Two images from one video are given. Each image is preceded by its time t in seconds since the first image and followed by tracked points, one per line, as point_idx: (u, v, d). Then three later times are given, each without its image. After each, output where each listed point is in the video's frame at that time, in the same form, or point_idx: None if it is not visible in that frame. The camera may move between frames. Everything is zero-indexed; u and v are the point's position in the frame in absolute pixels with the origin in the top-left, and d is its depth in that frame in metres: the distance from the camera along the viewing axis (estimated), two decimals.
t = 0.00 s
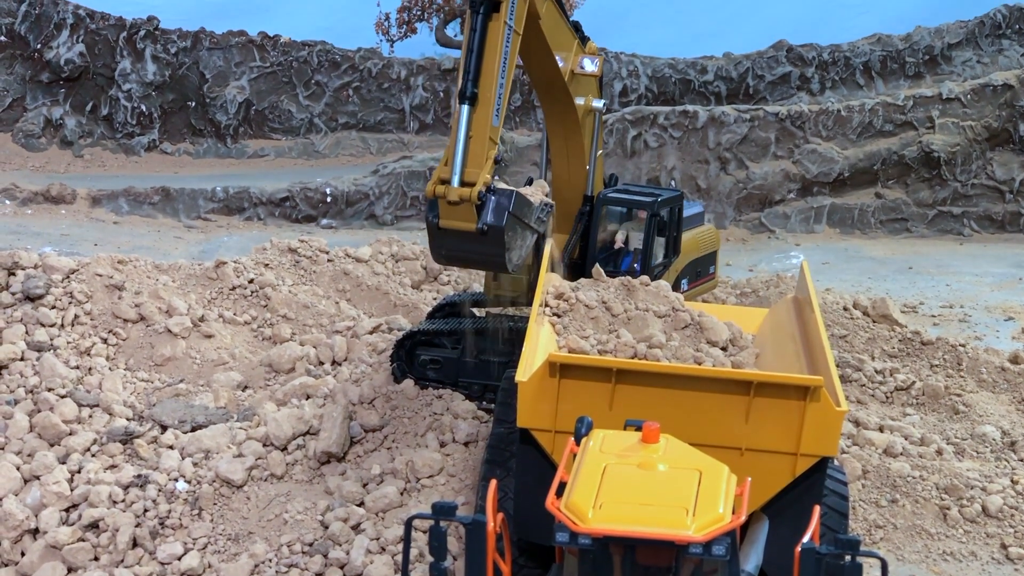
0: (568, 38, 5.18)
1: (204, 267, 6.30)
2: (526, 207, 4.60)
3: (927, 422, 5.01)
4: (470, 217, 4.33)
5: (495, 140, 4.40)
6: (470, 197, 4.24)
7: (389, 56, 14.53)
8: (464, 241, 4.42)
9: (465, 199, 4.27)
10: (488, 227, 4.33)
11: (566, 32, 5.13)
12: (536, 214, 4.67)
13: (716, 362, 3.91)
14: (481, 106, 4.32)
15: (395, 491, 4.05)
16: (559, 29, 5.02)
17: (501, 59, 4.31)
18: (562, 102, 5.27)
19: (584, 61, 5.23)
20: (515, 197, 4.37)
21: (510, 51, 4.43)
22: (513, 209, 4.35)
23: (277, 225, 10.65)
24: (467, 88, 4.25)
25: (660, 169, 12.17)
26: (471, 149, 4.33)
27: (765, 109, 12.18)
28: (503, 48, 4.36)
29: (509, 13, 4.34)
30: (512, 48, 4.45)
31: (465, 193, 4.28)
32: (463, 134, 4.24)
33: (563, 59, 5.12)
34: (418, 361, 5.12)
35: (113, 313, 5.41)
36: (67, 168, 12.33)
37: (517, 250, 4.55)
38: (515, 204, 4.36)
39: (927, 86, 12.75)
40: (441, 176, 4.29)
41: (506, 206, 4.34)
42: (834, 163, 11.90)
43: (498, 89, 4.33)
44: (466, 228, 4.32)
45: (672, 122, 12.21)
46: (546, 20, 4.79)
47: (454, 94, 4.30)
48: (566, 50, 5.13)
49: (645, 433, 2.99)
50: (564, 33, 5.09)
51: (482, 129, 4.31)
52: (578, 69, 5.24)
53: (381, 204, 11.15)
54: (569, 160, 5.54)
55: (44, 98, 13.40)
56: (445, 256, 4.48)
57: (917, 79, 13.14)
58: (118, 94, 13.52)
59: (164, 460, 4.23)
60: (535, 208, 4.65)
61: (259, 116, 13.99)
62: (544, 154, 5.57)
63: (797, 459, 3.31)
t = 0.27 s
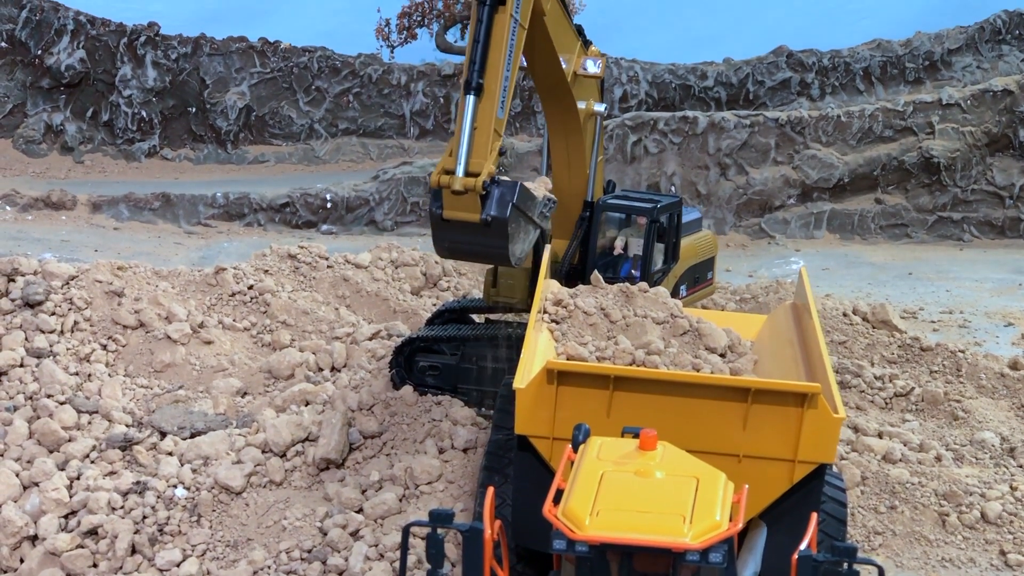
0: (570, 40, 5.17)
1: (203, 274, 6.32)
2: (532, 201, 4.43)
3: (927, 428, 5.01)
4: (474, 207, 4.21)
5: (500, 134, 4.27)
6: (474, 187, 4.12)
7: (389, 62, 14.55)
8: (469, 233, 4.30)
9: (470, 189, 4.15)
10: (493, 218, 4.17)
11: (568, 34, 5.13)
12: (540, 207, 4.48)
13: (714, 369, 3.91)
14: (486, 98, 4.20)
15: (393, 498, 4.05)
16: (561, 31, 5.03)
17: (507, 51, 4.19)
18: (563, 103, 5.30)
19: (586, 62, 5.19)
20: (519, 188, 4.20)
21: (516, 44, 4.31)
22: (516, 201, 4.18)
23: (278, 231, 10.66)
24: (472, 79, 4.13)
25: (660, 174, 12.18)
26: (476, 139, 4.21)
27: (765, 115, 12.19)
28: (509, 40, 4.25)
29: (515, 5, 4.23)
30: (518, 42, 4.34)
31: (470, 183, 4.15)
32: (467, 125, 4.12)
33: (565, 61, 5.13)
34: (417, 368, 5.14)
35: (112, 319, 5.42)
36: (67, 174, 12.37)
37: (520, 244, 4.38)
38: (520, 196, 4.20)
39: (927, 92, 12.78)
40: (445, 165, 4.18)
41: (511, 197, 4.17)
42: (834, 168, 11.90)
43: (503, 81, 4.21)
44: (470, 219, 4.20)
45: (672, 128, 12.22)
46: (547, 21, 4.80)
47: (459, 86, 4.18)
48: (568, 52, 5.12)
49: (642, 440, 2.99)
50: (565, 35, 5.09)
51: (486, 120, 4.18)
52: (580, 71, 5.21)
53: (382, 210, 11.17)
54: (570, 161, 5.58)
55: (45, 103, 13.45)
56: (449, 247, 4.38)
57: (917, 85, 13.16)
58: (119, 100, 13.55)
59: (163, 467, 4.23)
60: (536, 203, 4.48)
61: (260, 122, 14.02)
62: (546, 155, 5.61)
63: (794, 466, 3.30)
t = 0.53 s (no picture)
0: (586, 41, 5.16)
1: (204, 278, 6.34)
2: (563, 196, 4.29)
3: (927, 432, 5.00)
4: (513, 199, 4.02)
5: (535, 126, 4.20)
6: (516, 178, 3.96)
7: (390, 66, 14.46)
8: (504, 227, 4.09)
9: (511, 182, 3.98)
10: (534, 210, 4.00)
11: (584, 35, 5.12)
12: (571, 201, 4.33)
13: (714, 373, 3.90)
14: (525, 88, 4.13)
15: (393, 502, 4.05)
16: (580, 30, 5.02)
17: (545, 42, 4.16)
18: (579, 103, 5.25)
19: (600, 63, 5.20)
20: (558, 182, 4.09)
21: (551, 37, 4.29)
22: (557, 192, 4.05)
23: (278, 235, 10.68)
24: (512, 68, 4.07)
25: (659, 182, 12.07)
26: (515, 131, 4.09)
27: (766, 119, 12.19)
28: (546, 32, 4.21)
29: None
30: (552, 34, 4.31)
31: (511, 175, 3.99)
32: (509, 115, 4.04)
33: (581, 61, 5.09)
34: (417, 372, 5.14)
35: (112, 323, 5.42)
36: (68, 179, 12.46)
37: (553, 240, 4.23)
38: (557, 188, 4.06)
39: (927, 96, 12.79)
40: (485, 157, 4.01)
41: (551, 189, 4.04)
42: (835, 172, 11.90)
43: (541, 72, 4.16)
44: (509, 212, 4.02)
45: (672, 132, 12.20)
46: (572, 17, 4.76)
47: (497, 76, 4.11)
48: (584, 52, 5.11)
49: (642, 444, 2.98)
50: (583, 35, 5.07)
51: (525, 111, 4.10)
52: (595, 72, 5.20)
53: (382, 214, 11.19)
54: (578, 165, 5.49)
55: (46, 108, 13.54)
56: (481, 243, 4.14)
57: (917, 89, 13.18)
58: (120, 104, 13.61)
59: (163, 471, 4.23)
60: (570, 196, 4.35)
61: (260, 126, 14.05)
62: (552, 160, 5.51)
63: (794, 470, 3.30)
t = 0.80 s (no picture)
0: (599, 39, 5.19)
1: (205, 279, 6.34)
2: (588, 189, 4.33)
3: (928, 433, 5.00)
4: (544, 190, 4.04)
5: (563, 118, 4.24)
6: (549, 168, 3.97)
7: (391, 68, 14.43)
8: (533, 219, 4.12)
9: (545, 171, 4.00)
10: (565, 201, 4.03)
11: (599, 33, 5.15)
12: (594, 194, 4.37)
13: (715, 374, 3.90)
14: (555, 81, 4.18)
15: (394, 504, 4.04)
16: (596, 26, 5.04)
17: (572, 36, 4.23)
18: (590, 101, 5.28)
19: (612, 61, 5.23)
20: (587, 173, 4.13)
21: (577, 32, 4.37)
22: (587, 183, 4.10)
23: (279, 236, 10.69)
24: (543, 60, 4.11)
25: (660, 180, 12.13)
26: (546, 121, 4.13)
27: (767, 121, 12.18)
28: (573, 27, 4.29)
29: None
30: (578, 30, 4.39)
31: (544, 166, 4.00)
32: (542, 105, 4.07)
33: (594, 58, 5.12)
34: (418, 373, 5.13)
35: (113, 325, 5.43)
36: (70, 181, 12.54)
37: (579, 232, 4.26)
38: (587, 179, 4.11)
39: (929, 98, 12.79)
40: (517, 149, 4.01)
41: (581, 180, 4.08)
42: (835, 174, 11.89)
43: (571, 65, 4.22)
44: (540, 203, 4.03)
45: (674, 134, 12.18)
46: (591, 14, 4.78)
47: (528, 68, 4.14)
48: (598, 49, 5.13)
49: (642, 446, 2.98)
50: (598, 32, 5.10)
51: (555, 102, 4.13)
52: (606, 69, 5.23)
53: (383, 216, 11.20)
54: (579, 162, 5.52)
55: (47, 110, 13.59)
56: (509, 233, 4.16)
57: (918, 90, 13.18)
58: (121, 106, 13.65)
59: (164, 472, 4.23)
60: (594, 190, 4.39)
61: (261, 127, 14.07)
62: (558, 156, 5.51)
63: (795, 471, 3.30)
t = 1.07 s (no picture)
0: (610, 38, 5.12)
1: (204, 281, 6.35)
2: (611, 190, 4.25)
3: (927, 436, 5.00)
4: (577, 192, 3.92)
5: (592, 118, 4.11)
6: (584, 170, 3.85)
7: (391, 69, 14.43)
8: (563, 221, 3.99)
9: (579, 174, 3.88)
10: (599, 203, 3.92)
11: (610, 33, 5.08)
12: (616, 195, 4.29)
13: (714, 376, 3.89)
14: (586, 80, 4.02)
15: (393, 505, 4.04)
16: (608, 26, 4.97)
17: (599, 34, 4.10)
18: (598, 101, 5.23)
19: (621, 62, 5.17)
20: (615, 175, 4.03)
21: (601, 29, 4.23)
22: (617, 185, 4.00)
23: (279, 238, 10.69)
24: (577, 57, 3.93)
25: (660, 182, 12.17)
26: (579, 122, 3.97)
27: (767, 123, 12.19)
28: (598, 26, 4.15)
29: None
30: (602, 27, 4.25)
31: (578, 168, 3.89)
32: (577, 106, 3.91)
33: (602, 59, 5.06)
34: (417, 375, 5.12)
35: (113, 327, 5.43)
36: (69, 182, 12.53)
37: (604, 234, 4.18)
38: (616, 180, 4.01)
39: (928, 100, 12.79)
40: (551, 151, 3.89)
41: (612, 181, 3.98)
42: (835, 175, 11.89)
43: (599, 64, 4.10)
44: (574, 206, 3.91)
45: (673, 135, 12.21)
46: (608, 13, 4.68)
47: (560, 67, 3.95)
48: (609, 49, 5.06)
49: (641, 448, 2.98)
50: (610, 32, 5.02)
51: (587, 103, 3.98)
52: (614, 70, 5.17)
53: (383, 217, 11.21)
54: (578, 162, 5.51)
55: (47, 111, 13.60)
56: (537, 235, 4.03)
57: (918, 92, 13.20)
58: (121, 107, 13.66)
59: (162, 474, 4.23)
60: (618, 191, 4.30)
61: (261, 129, 14.08)
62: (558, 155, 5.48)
63: (793, 473, 3.30)
